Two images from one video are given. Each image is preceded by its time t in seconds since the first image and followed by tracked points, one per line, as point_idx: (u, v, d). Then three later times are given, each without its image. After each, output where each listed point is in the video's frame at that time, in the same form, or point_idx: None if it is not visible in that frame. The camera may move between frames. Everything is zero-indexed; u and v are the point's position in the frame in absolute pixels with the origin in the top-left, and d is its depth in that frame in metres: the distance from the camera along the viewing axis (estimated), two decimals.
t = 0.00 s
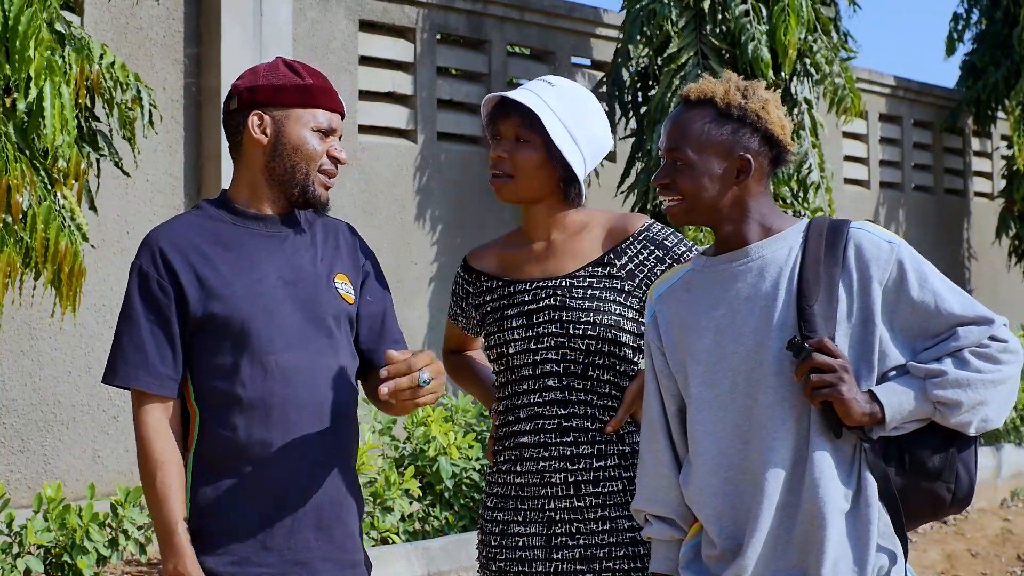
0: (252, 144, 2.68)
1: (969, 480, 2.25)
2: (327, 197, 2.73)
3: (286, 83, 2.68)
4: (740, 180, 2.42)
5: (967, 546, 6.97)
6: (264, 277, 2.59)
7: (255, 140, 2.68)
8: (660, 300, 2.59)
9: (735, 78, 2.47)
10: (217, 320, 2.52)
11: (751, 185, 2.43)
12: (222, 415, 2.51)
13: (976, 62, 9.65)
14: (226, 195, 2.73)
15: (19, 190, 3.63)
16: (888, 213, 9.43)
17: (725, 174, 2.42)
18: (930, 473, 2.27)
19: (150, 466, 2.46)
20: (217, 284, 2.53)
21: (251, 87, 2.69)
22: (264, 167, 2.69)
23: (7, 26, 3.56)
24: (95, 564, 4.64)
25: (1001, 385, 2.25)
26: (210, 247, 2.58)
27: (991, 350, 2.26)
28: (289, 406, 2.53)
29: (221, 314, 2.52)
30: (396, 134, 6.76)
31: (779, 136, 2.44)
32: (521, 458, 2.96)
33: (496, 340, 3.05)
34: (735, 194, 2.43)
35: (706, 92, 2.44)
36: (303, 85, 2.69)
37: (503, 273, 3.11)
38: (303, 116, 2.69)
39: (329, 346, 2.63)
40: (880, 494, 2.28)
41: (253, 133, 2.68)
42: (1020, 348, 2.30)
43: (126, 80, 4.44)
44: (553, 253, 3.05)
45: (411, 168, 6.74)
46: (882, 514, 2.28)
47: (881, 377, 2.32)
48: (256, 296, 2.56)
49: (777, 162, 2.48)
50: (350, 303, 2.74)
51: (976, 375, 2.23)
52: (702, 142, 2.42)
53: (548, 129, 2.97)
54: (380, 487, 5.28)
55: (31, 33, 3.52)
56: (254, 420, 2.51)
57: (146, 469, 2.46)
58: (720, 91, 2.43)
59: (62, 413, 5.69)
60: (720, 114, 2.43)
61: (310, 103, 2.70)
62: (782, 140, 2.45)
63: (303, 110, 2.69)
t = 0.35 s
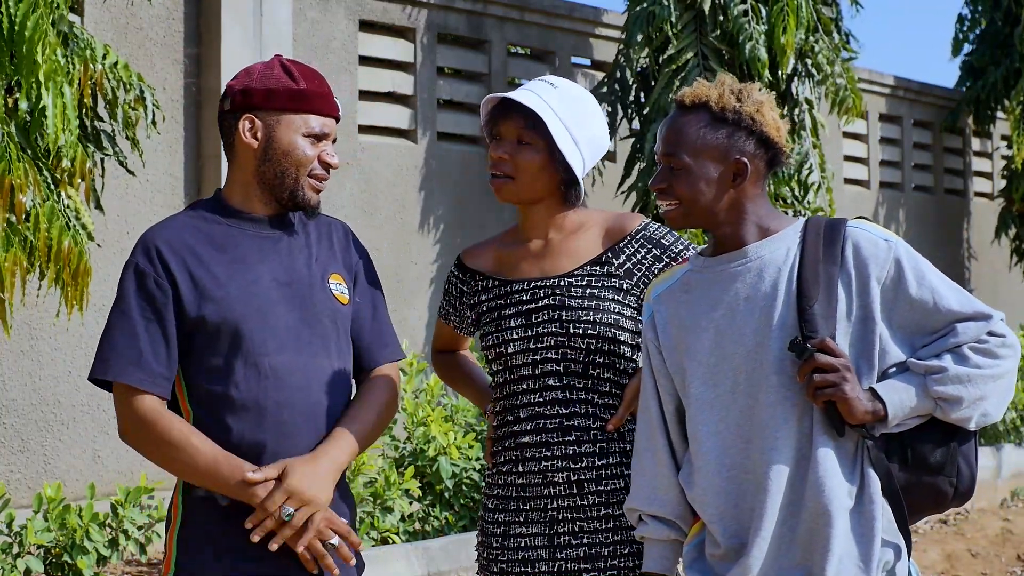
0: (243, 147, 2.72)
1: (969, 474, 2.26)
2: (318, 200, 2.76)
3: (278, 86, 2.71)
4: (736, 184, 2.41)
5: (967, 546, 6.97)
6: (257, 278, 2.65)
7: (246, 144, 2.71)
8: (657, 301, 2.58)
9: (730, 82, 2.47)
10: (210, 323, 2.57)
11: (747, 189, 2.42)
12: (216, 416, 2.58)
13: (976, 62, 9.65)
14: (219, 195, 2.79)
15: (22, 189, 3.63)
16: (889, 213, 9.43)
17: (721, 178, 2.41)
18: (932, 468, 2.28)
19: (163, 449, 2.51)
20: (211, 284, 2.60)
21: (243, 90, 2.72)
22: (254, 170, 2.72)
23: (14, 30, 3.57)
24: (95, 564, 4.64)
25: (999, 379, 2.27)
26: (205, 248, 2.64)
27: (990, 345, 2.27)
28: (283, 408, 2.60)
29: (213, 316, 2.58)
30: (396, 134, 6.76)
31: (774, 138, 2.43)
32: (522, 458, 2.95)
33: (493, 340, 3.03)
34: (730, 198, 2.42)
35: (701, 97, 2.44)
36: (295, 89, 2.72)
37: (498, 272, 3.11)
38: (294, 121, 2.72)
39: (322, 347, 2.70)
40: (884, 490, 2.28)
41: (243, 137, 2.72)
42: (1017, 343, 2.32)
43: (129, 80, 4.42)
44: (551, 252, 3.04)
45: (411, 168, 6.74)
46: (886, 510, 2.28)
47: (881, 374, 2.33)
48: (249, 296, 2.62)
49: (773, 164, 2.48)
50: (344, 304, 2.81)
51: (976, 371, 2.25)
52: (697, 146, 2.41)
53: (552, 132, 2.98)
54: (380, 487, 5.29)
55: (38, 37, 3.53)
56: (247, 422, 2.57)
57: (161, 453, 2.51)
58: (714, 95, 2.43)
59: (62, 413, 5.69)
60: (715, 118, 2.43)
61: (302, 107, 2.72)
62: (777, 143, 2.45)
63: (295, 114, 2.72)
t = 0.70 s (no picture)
0: (226, 150, 2.76)
1: (995, 481, 2.22)
2: (302, 203, 2.80)
3: (263, 91, 2.74)
4: (775, 175, 2.40)
5: (967, 546, 6.97)
6: (245, 280, 2.69)
7: (229, 148, 2.76)
8: (690, 294, 2.60)
9: (736, 82, 2.46)
10: (198, 327, 2.61)
11: (786, 177, 2.41)
12: (206, 418, 2.63)
13: (977, 62, 9.65)
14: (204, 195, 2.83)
15: (20, 190, 3.64)
16: (889, 213, 9.43)
17: (761, 175, 2.39)
18: (957, 472, 2.24)
19: (162, 459, 2.56)
20: (199, 287, 2.64)
21: (228, 93, 2.76)
22: (238, 173, 2.76)
23: (30, 31, 3.63)
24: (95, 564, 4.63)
25: None
26: (192, 251, 2.68)
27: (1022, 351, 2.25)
28: (274, 411, 2.65)
29: (201, 319, 2.61)
30: (396, 134, 6.76)
31: (797, 120, 2.44)
32: (529, 459, 2.94)
33: (498, 341, 3.00)
34: (773, 191, 2.41)
35: (716, 101, 2.43)
36: (281, 94, 2.75)
37: (497, 273, 3.10)
38: (279, 126, 2.75)
39: (311, 348, 2.75)
40: (906, 492, 2.27)
41: (227, 141, 2.76)
42: None
43: (125, 83, 4.41)
44: (552, 254, 3.04)
45: (411, 168, 6.74)
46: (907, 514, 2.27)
47: (909, 375, 2.32)
48: (238, 298, 2.66)
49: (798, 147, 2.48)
50: (332, 304, 2.86)
51: (1006, 376, 2.22)
52: (728, 150, 2.38)
53: (556, 134, 2.97)
54: (380, 487, 5.30)
55: (55, 42, 3.58)
56: (238, 423, 2.62)
57: (161, 464, 2.56)
58: (728, 96, 2.42)
59: (62, 413, 5.69)
60: (736, 120, 2.40)
61: (288, 112, 2.75)
62: (800, 124, 2.44)
63: (280, 119, 2.75)
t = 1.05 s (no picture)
0: (207, 155, 2.74)
1: None
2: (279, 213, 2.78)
3: (249, 99, 2.72)
4: (810, 181, 2.39)
5: (967, 546, 6.98)
6: (229, 283, 2.69)
7: (210, 152, 2.74)
8: (729, 284, 2.63)
9: (770, 84, 2.45)
10: (182, 331, 2.61)
11: (823, 181, 2.40)
12: (191, 420, 2.63)
13: (977, 62, 9.65)
14: (183, 196, 2.81)
15: (21, 190, 3.65)
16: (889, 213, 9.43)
17: (796, 180, 2.38)
18: (988, 484, 2.26)
19: (148, 461, 2.56)
20: (183, 290, 2.63)
21: (214, 97, 2.74)
22: (217, 179, 2.74)
23: (26, 30, 3.62)
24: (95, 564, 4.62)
25: None
26: (176, 252, 2.67)
27: None
28: (259, 414, 2.66)
29: (186, 322, 2.61)
30: (396, 134, 6.76)
31: (831, 123, 2.43)
32: (538, 459, 2.93)
33: (508, 340, 2.99)
34: (810, 196, 2.40)
35: (751, 107, 2.42)
36: (265, 102, 2.73)
37: (506, 272, 3.08)
38: (262, 135, 2.73)
39: (294, 349, 2.76)
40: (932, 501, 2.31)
41: (207, 146, 2.74)
42: None
43: (124, 84, 4.39)
44: (562, 255, 3.04)
45: (411, 168, 6.73)
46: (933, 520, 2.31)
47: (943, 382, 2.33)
48: (222, 301, 2.65)
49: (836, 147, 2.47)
50: (314, 305, 2.87)
51: None
52: (765, 155, 2.38)
53: (560, 133, 2.97)
54: (380, 487, 5.30)
55: (49, 39, 3.57)
56: (225, 426, 2.63)
57: (147, 465, 2.56)
58: (763, 101, 2.41)
59: (63, 413, 5.69)
60: (772, 125, 2.40)
61: (271, 122, 2.73)
62: (835, 127, 2.44)
63: (263, 128, 2.73)
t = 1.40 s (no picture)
0: (183, 162, 2.71)
1: None
2: (255, 220, 2.74)
3: (224, 106, 2.68)
4: (829, 167, 2.43)
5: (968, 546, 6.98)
6: (206, 290, 2.66)
7: (185, 159, 2.70)
8: (759, 277, 2.63)
9: (837, 66, 2.49)
10: (156, 339, 2.59)
11: (841, 174, 2.43)
12: (159, 425, 2.62)
13: (977, 62, 9.66)
14: (158, 198, 2.78)
15: (19, 191, 3.65)
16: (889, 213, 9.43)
17: (813, 160, 2.43)
18: (1004, 496, 2.24)
19: (120, 466, 2.55)
20: (160, 297, 2.60)
21: (189, 103, 2.70)
22: (192, 185, 2.71)
23: (10, 31, 3.58)
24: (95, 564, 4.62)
25: None
26: (152, 257, 2.64)
27: None
28: (234, 421, 2.65)
29: (161, 331, 2.59)
30: (396, 135, 6.76)
31: (874, 125, 2.43)
32: (538, 459, 2.93)
33: (507, 341, 3.00)
34: (822, 180, 2.44)
35: (802, 78, 2.47)
36: (242, 110, 2.69)
37: (507, 273, 3.08)
38: (237, 142, 2.69)
39: (268, 358, 2.75)
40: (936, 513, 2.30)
41: (183, 153, 2.70)
42: None
43: (125, 84, 4.36)
44: (562, 255, 3.04)
45: (412, 169, 6.73)
46: (938, 529, 2.30)
47: (954, 391, 2.33)
48: (198, 309, 2.63)
49: (874, 153, 2.47)
50: (287, 310, 2.85)
51: None
52: (794, 128, 2.45)
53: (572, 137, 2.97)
54: (380, 487, 5.31)
55: (34, 39, 3.55)
56: (201, 430, 2.62)
57: (119, 471, 2.55)
58: (816, 77, 2.46)
59: (63, 413, 5.69)
60: (814, 99, 2.45)
61: (248, 129, 2.69)
62: (877, 131, 2.44)
63: (238, 136, 2.69)
